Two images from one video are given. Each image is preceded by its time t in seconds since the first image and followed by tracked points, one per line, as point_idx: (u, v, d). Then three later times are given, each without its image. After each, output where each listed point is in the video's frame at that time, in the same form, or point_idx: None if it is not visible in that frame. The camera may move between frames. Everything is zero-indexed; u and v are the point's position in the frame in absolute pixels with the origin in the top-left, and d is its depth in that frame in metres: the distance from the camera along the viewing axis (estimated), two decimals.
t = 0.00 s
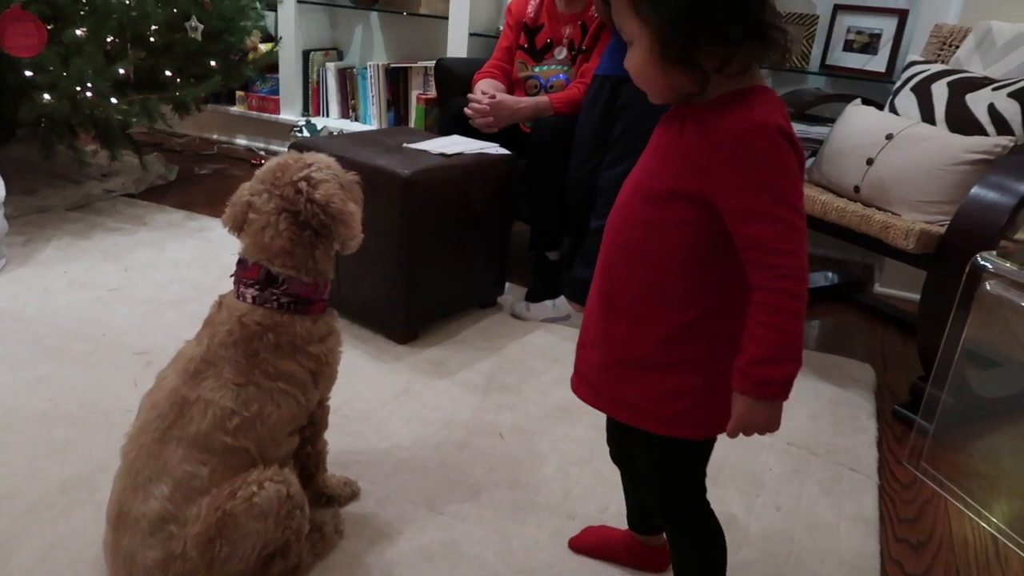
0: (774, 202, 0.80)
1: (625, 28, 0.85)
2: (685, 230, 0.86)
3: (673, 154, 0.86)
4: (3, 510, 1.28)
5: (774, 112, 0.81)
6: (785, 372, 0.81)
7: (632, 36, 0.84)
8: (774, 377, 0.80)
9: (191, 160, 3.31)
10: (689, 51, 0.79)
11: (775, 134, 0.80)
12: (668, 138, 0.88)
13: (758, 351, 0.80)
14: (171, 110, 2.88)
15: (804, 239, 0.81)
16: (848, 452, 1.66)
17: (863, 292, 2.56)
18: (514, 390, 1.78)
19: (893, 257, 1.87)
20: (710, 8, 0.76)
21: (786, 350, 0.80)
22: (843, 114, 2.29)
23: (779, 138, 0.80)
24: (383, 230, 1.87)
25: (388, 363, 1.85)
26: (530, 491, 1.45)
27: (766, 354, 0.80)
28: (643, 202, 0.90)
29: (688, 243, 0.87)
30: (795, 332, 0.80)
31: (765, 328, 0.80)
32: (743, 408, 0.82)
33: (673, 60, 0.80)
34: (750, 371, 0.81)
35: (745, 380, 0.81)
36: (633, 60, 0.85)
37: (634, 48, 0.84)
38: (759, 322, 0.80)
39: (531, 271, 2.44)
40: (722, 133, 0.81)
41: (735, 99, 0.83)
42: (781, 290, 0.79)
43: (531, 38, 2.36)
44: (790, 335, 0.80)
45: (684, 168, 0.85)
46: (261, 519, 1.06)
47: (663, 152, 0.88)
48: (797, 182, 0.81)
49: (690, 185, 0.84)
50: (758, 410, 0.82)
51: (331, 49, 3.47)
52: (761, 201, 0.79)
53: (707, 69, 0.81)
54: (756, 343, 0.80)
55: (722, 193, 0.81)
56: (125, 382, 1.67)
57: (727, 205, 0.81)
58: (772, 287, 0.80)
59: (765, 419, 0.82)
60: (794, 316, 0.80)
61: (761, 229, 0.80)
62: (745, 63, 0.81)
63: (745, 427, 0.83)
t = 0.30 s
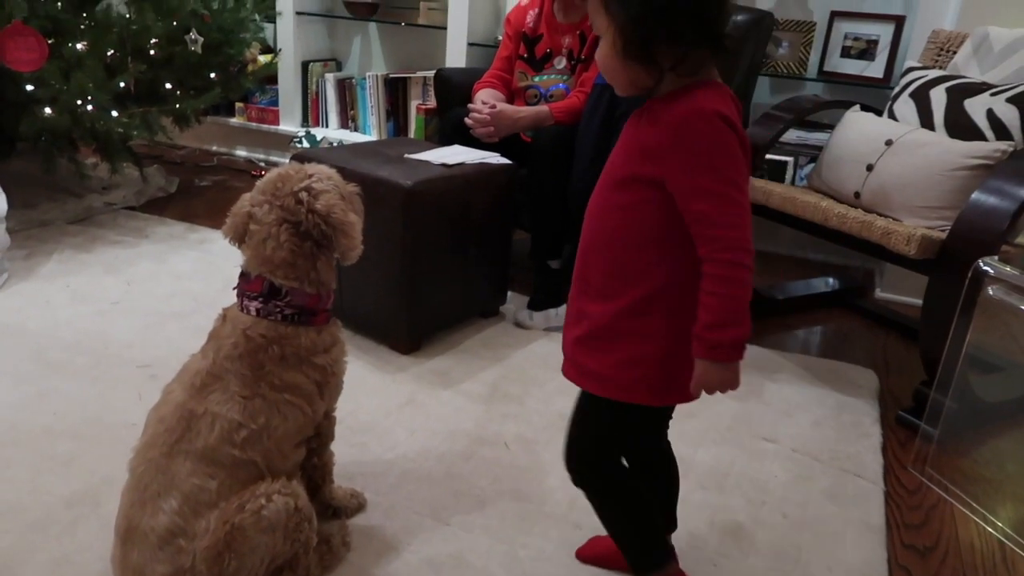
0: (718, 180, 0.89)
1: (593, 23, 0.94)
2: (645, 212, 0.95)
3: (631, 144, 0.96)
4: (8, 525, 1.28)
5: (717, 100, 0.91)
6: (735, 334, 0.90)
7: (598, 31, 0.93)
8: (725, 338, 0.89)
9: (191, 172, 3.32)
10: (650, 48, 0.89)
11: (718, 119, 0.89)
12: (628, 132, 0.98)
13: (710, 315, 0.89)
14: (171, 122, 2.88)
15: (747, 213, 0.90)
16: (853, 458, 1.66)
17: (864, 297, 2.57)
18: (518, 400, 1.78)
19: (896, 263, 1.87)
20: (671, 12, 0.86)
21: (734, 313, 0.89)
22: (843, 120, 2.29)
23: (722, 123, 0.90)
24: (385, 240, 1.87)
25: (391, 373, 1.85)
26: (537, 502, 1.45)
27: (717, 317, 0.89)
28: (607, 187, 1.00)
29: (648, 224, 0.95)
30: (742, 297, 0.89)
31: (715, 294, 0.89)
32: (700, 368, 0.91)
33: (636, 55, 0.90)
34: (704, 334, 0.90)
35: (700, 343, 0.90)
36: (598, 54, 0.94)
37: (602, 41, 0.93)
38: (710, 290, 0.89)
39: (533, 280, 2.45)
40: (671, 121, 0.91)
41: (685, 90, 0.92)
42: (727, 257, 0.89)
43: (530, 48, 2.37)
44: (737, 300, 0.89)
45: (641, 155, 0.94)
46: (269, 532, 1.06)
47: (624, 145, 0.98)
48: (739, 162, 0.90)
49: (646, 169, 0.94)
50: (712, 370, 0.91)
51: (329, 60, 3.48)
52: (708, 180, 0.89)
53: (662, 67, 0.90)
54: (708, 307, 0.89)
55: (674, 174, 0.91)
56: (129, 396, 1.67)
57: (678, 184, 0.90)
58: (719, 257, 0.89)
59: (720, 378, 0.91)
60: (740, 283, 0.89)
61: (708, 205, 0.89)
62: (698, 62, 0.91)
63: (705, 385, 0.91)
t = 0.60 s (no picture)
0: (643, 172, 1.01)
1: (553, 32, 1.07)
2: (586, 202, 1.08)
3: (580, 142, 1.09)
4: (16, 538, 1.28)
5: (648, 104, 1.02)
6: (650, 312, 1.00)
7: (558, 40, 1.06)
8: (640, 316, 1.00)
9: (194, 183, 3.32)
10: (604, 56, 1.02)
11: (646, 119, 1.01)
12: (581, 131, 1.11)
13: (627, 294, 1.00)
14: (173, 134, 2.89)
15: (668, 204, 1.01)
16: (860, 463, 1.66)
17: (868, 301, 2.56)
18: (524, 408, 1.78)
19: (900, 266, 1.87)
20: (625, 25, 0.99)
21: (650, 293, 1.00)
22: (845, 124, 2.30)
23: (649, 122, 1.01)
24: (390, 250, 1.87)
25: (397, 382, 1.85)
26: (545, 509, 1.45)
27: (633, 296, 1.00)
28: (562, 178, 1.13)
29: (588, 213, 1.08)
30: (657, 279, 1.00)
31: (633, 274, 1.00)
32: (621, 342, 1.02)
33: (593, 62, 1.03)
34: (622, 310, 1.01)
35: (620, 319, 1.01)
36: (558, 60, 1.08)
37: (562, 50, 1.06)
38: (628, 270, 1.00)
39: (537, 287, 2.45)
40: (609, 119, 1.03)
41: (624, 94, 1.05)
42: (641, 244, 1.00)
43: (532, 56, 2.37)
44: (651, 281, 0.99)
45: (584, 151, 1.07)
46: (279, 542, 1.06)
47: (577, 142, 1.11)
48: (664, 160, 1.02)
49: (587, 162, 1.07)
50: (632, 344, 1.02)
51: (331, 70, 3.49)
52: (632, 172, 1.01)
53: (618, 73, 1.03)
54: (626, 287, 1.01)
55: (606, 169, 1.03)
56: (135, 406, 1.67)
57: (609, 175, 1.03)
58: (637, 241, 1.00)
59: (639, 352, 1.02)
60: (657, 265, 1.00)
61: (631, 194, 1.01)
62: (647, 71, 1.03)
63: (620, 359, 1.03)
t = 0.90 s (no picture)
0: (598, 158, 1.15)
1: (507, 27, 1.18)
2: (543, 181, 1.21)
3: (535, 127, 1.22)
4: (30, 546, 1.28)
5: (601, 95, 1.16)
6: (602, 282, 1.14)
7: (512, 34, 1.17)
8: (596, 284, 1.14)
9: (201, 190, 3.33)
10: (558, 50, 1.14)
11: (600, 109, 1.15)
12: (533, 116, 1.23)
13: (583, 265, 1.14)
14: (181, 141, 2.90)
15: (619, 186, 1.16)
16: (872, 467, 1.65)
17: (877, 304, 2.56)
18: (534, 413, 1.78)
19: (910, 268, 1.87)
20: (576, 24, 1.12)
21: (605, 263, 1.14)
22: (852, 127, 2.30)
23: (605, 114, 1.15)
24: (399, 255, 1.88)
25: (407, 387, 1.85)
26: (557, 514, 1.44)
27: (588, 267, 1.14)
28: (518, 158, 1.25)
29: (545, 192, 1.22)
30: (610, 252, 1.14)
31: (589, 248, 1.14)
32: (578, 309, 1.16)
33: (545, 55, 1.15)
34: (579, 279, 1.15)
35: (576, 288, 1.15)
36: (511, 52, 1.19)
37: (512, 42, 1.18)
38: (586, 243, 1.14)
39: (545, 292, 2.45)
40: (567, 106, 1.16)
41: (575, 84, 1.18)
42: (598, 221, 1.14)
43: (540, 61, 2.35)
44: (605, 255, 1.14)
45: (541, 135, 1.20)
46: (293, 546, 1.06)
47: (529, 126, 1.23)
48: (615, 145, 1.16)
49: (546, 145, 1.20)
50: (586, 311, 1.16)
51: (338, 77, 3.51)
52: (589, 156, 1.15)
53: (568, 65, 1.16)
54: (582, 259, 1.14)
55: (564, 152, 1.16)
56: (147, 413, 1.67)
57: (568, 158, 1.16)
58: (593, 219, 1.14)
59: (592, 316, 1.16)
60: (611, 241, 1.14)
61: (588, 176, 1.14)
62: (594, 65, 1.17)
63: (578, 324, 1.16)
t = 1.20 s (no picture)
0: (585, 137, 1.29)
1: (478, 47, 1.27)
2: (532, 170, 1.34)
3: (513, 126, 1.35)
4: (52, 550, 1.29)
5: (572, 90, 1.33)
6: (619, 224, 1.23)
7: (484, 50, 1.27)
8: (614, 225, 1.23)
9: (217, 196, 3.36)
10: (534, 56, 1.27)
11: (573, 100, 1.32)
12: (508, 119, 1.36)
13: (596, 212, 1.23)
14: (197, 147, 2.92)
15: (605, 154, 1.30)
16: (892, 472, 1.64)
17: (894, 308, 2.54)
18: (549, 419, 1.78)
19: (926, 272, 1.86)
20: (547, 35, 1.27)
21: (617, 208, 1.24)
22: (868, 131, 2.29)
23: (578, 104, 1.32)
24: (414, 261, 1.88)
25: (423, 392, 1.86)
26: (574, 520, 1.44)
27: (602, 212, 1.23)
28: (500, 158, 1.37)
29: (536, 178, 1.34)
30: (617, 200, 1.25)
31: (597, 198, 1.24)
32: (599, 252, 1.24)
33: (524, 65, 1.28)
34: (595, 224, 1.23)
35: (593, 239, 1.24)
36: (482, 67, 1.30)
37: (489, 59, 1.28)
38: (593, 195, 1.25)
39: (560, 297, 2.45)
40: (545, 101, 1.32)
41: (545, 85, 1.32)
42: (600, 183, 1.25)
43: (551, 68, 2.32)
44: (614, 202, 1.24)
45: (525, 131, 1.33)
46: (312, 551, 1.06)
47: (507, 128, 1.36)
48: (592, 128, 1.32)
49: (530, 138, 1.33)
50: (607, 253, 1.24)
51: (351, 83, 3.51)
52: (575, 134, 1.29)
53: (543, 70, 1.29)
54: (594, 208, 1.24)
55: (554, 140, 1.30)
56: (165, 418, 1.68)
57: (558, 140, 1.30)
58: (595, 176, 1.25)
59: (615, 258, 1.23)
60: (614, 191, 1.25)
61: (580, 147, 1.28)
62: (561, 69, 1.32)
63: (601, 271, 1.24)
